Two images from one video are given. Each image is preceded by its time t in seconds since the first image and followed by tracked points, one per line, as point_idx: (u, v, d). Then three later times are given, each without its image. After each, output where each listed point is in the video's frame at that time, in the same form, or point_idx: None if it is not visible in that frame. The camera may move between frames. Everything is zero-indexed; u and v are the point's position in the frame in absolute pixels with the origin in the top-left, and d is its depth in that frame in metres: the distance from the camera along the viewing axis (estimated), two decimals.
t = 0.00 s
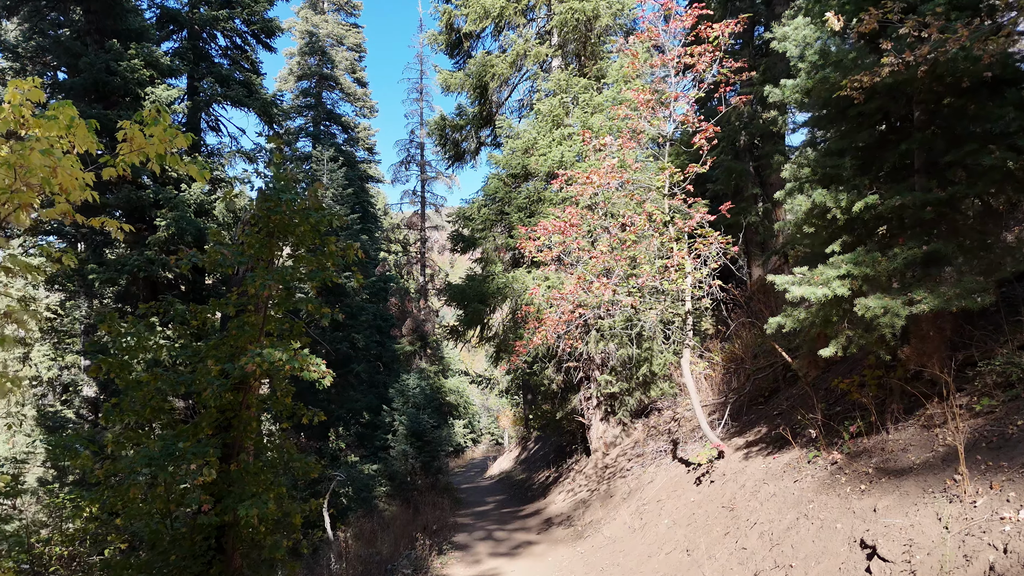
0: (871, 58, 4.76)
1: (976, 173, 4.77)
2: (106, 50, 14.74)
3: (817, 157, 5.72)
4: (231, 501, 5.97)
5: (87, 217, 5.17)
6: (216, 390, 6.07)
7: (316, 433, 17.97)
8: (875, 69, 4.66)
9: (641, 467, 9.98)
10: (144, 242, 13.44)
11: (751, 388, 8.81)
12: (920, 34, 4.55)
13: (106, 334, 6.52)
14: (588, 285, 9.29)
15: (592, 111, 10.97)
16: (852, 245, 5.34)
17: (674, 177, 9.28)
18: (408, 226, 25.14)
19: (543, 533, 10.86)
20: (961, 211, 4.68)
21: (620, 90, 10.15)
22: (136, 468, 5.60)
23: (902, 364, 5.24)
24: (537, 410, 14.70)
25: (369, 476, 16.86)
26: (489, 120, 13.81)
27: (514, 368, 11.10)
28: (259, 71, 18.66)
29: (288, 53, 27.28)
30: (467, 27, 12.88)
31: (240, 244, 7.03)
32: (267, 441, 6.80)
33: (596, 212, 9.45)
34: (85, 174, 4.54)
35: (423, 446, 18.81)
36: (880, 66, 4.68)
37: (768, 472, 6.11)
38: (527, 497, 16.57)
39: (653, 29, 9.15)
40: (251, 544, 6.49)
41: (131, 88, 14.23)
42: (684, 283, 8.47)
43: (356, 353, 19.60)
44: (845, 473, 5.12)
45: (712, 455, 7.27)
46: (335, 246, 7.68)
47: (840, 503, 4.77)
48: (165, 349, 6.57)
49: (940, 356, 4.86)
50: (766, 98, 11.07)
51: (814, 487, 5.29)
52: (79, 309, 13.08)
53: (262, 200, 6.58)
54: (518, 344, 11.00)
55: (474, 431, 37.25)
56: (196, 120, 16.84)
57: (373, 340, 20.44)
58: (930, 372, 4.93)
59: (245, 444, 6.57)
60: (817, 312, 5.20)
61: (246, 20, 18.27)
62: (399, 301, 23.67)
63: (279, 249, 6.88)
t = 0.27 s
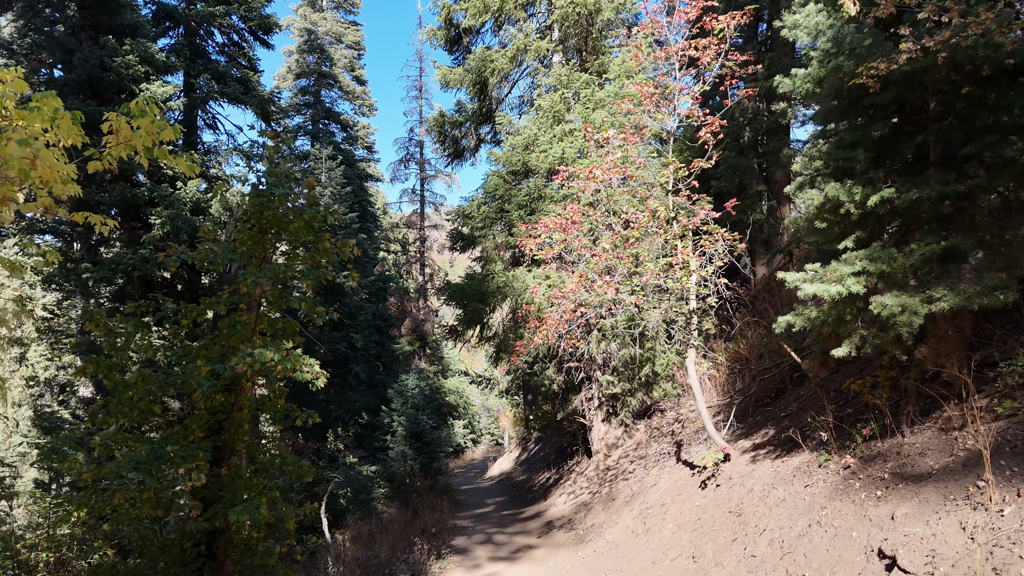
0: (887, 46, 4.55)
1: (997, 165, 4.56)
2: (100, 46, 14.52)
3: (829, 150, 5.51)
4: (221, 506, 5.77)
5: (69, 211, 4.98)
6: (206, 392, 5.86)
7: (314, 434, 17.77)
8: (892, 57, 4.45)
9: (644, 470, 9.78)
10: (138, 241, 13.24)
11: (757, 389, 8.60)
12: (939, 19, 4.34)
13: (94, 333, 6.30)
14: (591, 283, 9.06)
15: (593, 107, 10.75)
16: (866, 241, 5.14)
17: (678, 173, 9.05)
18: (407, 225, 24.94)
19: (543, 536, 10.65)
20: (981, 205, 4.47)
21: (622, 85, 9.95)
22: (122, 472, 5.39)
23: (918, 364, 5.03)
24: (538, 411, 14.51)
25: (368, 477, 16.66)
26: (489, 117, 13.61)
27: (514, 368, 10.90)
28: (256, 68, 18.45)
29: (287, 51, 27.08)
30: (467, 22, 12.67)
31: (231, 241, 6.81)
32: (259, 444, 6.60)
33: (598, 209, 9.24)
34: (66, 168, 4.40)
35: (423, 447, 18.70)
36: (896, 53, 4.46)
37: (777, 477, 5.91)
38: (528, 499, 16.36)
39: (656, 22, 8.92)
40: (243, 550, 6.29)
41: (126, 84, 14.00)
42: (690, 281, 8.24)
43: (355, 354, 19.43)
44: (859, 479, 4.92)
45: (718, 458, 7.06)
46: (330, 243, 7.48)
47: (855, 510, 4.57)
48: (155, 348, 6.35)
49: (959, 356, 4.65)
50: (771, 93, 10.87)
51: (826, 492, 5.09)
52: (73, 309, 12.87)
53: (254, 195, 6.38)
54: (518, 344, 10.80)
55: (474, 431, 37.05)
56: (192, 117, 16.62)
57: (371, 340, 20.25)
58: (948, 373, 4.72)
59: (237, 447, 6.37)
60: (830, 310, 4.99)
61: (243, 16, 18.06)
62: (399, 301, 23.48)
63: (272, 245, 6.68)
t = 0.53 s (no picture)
0: (904, 31, 4.34)
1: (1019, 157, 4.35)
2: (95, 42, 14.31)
3: (841, 141, 5.30)
4: (210, 512, 5.57)
5: (50, 205, 4.80)
6: (194, 393, 5.65)
7: (312, 435, 17.58)
8: (909, 43, 4.24)
9: (646, 472, 9.58)
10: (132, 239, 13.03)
11: (763, 390, 8.40)
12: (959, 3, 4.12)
13: (81, 333, 6.10)
14: (593, 281, 8.85)
15: (595, 102, 10.52)
16: (881, 237, 4.92)
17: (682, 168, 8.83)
18: (406, 224, 24.73)
19: (544, 540, 10.45)
20: (1001, 199, 4.27)
21: (624, 81, 9.77)
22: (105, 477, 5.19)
23: (935, 365, 4.82)
24: (539, 411, 14.31)
25: (366, 479, 16.46)
26: (489, 113, 13.40)
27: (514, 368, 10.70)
28: (254, 65, 18.24)
29: (285, 49, 26.88)
30: (466, 17, 12.47)
31: (223, 237, 6.60)
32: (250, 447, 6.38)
33: (601, 205, 9.04)
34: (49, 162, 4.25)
35: (422, 448, 18.50)
36: (914, 39, 4.25)
37: (786, 481, 5.71)
38: (528, 501, 16.15)
39: (659, 14, 8.71)
40: (234, 558, 6.09)
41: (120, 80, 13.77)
42: (694, 279, 8.03)
43: (353, 354, 19.26)
44: (874, 484, 4.73)
45: (724, 461, 6.85)
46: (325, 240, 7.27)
47: (870, 518, 4.37)
48: (144, 348, 6.14)
49: (979, 357, 4.45)
50: (776, 88, 10.66)
51: (840, 498, 4.90)
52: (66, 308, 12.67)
53: (245, 190, 6.17)
54: (518, 344, 10.60)
55: (473, 432, 36.83)
56: (188, 114, 16.41)
57: (370, 340, 20.09)
58: (968, 374, 4.51)
59: (227, 450, 6.16)
60: (843, 308, 4.78)
61: (240, 12, 17.85)
62: (398, 300, 23.29)
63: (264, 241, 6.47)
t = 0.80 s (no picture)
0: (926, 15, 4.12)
1: None
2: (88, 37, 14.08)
3: (856, 132, 5.08)
4: (198, 519, 5.35)
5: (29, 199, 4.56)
6: (182, 396, 5.43)
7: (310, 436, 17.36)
8: (931, 26, 4.01)
9: (650, 476, 9.37)
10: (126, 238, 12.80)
11: (770, 392, 8.18)
12: None
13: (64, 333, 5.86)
14: (595, 280, 8.62)
15: (597, 96, 10.30)
16: (898, 232, 4.71)
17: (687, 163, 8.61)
18: (405, 223, 24.50)
19: (545, 544, 10.23)
20: None
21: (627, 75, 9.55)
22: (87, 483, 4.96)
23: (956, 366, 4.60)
24: (539, 412, 14.11)
25: (364, 480, 16.24)
26: (489, 109, 13.18)
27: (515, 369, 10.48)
28: (251, 61, 18.02)
29: (283, 46, 26.68)
30: (465, 11, 12.26)
31: (213, 233, 6.37)
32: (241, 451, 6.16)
33: (603, 201, 8.81)
34: (29, 154, 4.04)
35: (421, 450, 18.26)
36: (936, 23, 4.03)
37: (798, 487, 5.49)
38: (528, 503, 15.92)
39: (663, 4, 8.47)
40: (223, 566, 5.87)
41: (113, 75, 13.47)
42: (701, 277, 7.79)
43: (352, 354, 19.05)
44: (892, 491, 4.51)
45: (732, 465, 6.63)
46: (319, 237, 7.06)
47: (890, 527, 4.16)
48: (131, 349, 5.92)
49: (1003, 357, 4.23)
50: (782, 82, 10.44)
51: (855, 505, 4.68)
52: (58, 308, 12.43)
53: (235, 184, 5.95)
54: (519, 344, 10.38)
55: (473, 432, 36.63)
56: (184, 111, 16.18)
57: (368, 340, 19.89)
58: (991, 375, 4.29)
59: (216, 454, 5.94)
60: (860, 306, 4.56)
61: (237, 8, 17.62)
62: (397, 300, 23.08)
63: (256, 237, 6.26)
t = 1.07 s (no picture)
0: None
1: None
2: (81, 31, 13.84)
3: (875, 122, 4.84)
4: (184, 528, 5.11)
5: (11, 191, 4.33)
6: (167, 398, 5.18)
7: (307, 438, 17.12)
8: (959, 6, 3.77)
9: (654, 479, 9.12)
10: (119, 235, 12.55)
11: (778, 394, 7.95)
12: None
13: (45, 332, 5.62)
14: (598, 278, 8.38)
15: (599, 91, 10.05)
16: (919, 226, 4.47)
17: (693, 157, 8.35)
18: (404, 221, 24.25)
19: (546, 549, 9.99)
20: None
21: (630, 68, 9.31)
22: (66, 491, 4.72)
23: (981, 368, 4.36)
24: (540, 414, 13.87)
25: (362, 482, 15.99)
26: (488, 105, 12.94)
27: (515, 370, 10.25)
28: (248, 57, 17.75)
29: (281, 44, 26.45)
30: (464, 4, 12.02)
31: (201, 228, 6.12)
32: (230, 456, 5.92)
33: (606, 197, 8.57)
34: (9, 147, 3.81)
35: (419, 451, 17.98)
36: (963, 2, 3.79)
37: (812, 494, 5.25)
38: (528, 506, 15.67)
39: None
40: None
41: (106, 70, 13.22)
42: (708, 274, 7.52)
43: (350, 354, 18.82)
44: (915, 500, 4.27)
45: (740, 470, 6.38)
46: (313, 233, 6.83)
47: (914, 539, 3.92)
48: (116, 349, 5.68)
49: None
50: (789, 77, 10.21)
51: (875, 514, 4.44)
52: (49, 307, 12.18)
53: (222, 176, 5.70)
54: (519, 344, 10.15)
55: (473, 433, 36.41)
56: (179, 107, 15.93)
57: (367, 340, 19.67)
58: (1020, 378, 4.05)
59: (204, 459, 5.70)
60: (881, 305, 4.32)
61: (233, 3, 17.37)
62: (396, 299, 22.83)
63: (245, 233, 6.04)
